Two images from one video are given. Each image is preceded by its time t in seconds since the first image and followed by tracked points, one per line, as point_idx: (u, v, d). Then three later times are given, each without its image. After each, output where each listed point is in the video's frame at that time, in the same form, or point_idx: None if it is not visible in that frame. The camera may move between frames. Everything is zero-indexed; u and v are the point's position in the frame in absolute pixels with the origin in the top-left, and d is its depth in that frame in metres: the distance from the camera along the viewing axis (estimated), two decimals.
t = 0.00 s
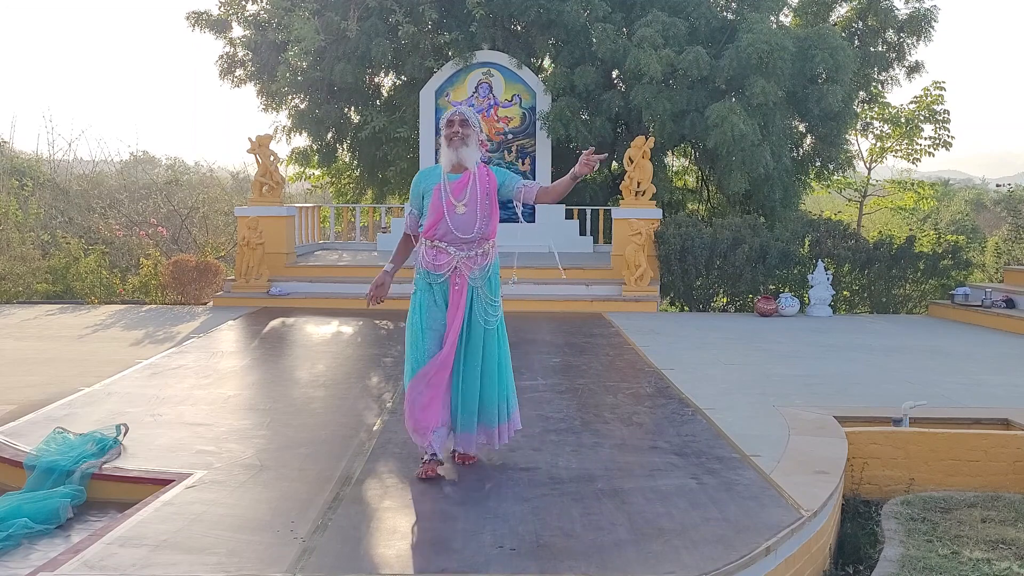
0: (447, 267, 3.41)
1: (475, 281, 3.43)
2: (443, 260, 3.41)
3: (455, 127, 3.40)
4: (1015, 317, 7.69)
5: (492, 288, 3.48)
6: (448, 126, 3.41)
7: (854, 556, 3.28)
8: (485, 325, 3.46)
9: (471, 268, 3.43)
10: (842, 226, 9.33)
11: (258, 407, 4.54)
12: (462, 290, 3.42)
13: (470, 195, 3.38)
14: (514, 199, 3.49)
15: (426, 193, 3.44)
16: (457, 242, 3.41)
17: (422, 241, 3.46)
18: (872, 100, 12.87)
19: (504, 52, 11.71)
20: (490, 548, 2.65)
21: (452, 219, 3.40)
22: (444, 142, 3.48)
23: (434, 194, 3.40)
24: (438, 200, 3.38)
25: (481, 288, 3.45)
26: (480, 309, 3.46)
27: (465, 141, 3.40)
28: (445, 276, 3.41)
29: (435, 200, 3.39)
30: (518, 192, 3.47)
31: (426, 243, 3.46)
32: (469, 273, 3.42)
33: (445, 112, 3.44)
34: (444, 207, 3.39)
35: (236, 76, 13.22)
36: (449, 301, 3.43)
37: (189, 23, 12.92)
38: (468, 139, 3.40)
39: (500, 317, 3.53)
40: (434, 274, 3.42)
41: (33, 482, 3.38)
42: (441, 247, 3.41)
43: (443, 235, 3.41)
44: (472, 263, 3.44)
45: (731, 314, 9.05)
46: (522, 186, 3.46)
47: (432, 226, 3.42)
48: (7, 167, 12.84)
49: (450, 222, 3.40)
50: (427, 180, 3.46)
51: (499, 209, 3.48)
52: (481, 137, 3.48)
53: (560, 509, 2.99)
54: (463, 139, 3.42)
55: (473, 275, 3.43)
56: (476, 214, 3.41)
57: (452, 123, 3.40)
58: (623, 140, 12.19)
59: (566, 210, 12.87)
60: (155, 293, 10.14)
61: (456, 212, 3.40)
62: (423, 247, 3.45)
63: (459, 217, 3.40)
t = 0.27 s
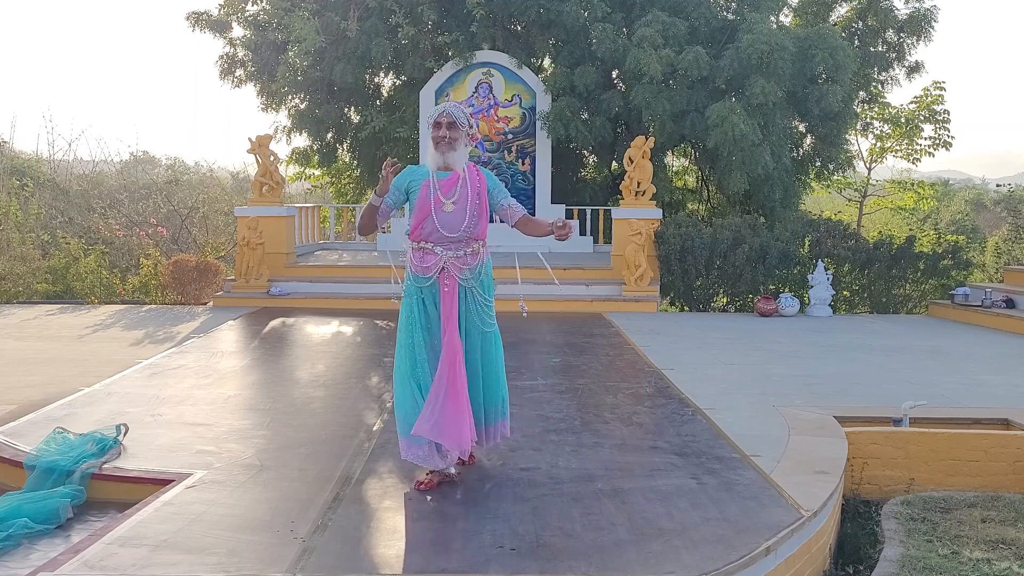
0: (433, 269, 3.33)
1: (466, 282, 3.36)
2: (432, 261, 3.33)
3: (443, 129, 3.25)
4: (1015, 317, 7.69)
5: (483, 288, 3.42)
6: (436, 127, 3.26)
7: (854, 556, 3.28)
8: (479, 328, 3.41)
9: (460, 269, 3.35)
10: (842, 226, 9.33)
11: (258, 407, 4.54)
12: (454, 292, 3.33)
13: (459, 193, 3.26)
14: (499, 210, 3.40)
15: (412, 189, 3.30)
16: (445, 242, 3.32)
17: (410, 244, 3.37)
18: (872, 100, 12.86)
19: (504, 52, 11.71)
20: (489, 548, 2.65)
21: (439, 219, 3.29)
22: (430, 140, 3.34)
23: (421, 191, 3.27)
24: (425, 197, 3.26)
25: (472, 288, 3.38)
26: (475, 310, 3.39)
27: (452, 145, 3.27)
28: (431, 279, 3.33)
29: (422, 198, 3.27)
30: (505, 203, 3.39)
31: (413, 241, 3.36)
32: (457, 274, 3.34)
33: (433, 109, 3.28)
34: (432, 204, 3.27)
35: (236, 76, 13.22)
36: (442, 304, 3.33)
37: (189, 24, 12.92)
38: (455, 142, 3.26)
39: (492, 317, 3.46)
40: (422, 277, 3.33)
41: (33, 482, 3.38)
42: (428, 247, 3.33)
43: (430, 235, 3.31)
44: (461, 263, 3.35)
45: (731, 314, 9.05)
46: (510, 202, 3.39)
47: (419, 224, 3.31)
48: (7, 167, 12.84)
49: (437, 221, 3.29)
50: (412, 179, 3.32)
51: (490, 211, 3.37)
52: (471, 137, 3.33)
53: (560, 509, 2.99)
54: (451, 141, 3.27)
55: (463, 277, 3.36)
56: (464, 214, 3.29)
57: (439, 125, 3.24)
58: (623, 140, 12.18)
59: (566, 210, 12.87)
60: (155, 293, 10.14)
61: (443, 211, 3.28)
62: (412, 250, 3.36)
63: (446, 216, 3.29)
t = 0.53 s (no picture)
0: (425, 271, 3.18)
1: (460, 282, 3.22)
2: (423, 263, 3.18)
3: (433, 128, 3.11)
4: (1015, 317, 7.69)
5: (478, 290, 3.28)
6: (426, 128, 3.12)
7: (854, 556, 3.28)
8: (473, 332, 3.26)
9: (453, 270, 3.20)
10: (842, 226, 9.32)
11: (258, 408, 4.54)
12: (449, 295, 3.20)
13: (453, 195, 3.13)
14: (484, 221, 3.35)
15: (404, 189, 3.13)
16: (438, 244, 3.17)
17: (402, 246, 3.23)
18: (872, 100, 12.86)
19: (505, 52, 11.71)
20: (490, 548, 2.65)
21: (432, 220, 3.14)
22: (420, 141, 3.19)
23: (415, 192, 3.11)
24: (419, 199, 3.10)
25: (467, 289, 3.24)
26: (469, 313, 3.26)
27: (444, 145, 3.12)
28: (425, 281, 3.19)
29: (414, 199, 3.12)
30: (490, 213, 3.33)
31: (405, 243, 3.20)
32: (450, 276, 3.20)
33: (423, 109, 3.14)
34: (426, 206, 3.12)
35: (236, 76, 13.21)
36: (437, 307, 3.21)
37: (189, 24, 12.92)
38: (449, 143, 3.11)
39: (490, 320, 3.33)
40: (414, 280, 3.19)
41: (33, 482, 3.38)
42: (420, 249, 3.17)
43: (422, 237, 3.16)
44: (454, 266, 3.21)
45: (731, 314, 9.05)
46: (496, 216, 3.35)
47: (411, 226, 3.16)
48: (7, 167, 12.83)
49: (429, 223, 3.15)
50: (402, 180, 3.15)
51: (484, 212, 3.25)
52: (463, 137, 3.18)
53: (560, 509, 2.99)
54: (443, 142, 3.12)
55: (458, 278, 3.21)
56: (458, 216, 3.17)
57: (429, 125, 3.11)
58: (623, 140, 12.18)
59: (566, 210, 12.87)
60: (155, 293, 10.14)
61: (436, 212, 3.14)
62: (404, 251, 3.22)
63: (440, 218, 3.15)
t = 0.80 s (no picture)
0: (422, 277, 2.99)
1: (458, 289, 3.00)
2: (420, 268, 3.00)
3: (430, 126, 2.94)
4: (1015, 317, 7.68)
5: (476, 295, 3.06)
6: (422, 126, 2.95)
7: (854, 556, 3.28)
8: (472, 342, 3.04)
9: (451, 276, 2.99)
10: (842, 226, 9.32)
11: (258, 408, 4.54)
12: (446, 302, 2.98)
13: (453, 197, 2.95)
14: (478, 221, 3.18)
15: (402, 190, 2.95)
16: (436, 248, 2.98)
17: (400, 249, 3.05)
18: (872, 100, 12.86)
19: (505, 52, 11.71)
20: (490, 548, 2.65)
21: (431, 223, 2.95)
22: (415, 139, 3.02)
23: (412, 195, 2.93)
24: (417, 201, 2.92)
25: (466, 296, 3.02)
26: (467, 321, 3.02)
27: (441, 143, 2.95)
28: (422, 286, 3.00)
29: (413, 203, 2.93)
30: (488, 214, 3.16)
31: (402, 246, 3.03)
32: (447, 281, 2.99)
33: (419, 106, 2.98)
34: (423, 209, 2.94)
35: (236, 76, 13.21)
36: (433, 315, 3.00)
37: (189, 24, 12.92)
38: (446, 141, 2.95)
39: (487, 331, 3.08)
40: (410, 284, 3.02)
41: (33, 482, 3.38)
42: (418, 254, 2.99)
43: (420, 241, 2.98)
44: (452, 271, 3.00)
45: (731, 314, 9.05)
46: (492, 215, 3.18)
47: (408, 230, 2.98)
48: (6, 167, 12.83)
49: (428, 225, 2.96)
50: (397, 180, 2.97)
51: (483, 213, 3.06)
52: (461, 136, 3.01)
53: (560, 509, 2.99)
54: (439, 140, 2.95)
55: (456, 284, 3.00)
56: (457, 220, 2.97)
57: (425, 122, 2.94)
58: (623, 140, 12.17)
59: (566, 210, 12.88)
60: (155, 293, 10.14)
61: (435, 215, 2.95)
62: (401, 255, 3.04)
63: (438, 221, 2.96)
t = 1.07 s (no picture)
0: (428, 278, 2.88)
1: (464, 291, 2.89)
2: (425, 268, 2.88)
3: (434, 119, 2.83)
4: (1015, 317, 7.68)
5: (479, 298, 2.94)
6: (427, 118, 2.85)
7: (854, 556, 3.28)
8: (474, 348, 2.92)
9: (457, 278, 2.88)
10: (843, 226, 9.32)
11: (258, 408, 4.54)
12: (450, 305, 2.88)
13: (461, 192, 2.84)
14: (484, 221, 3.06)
15: (407, 185, 2.84)
16: (443, 248, 2.87)
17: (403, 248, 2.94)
18: (872, 100, 12.86)
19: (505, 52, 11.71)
20: (490, 548, 2.65)
21: (438, 220, 2.84)
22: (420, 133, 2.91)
23: (418, 191, 2.82)
24: (424, 197, 2.81)
25: (470, 299, 2.91)
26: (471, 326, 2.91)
27: (446, 136, 2.84)
28: (426, 288, 2.89)
29: (419, 198, 2.82)
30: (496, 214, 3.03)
31: (406, 246, 2.91)
32: (453, 283, 2.88)
33: (424, 99, 2.87)
34: (430, 205, 2.82)
35: (236, 76, 13.21)
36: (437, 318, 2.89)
37: (189, 24, 12.92)
38: (451, 133, 2.84)
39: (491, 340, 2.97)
40: (413, 285, 2.91)
41: (33, 482, 3.38)
42: (423, 253, 2.88)
43: (426, 239, 2.87)
44: (457, 273, 2.89)
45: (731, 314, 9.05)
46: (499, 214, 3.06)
47: (413, 227, 2.86)
48: (7, 167, 12.83)
49: (434, 223, 2.84)
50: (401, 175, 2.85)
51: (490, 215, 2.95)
52: (468, 129, 2.90)
53: (560, 509, 2.99)
54: (444, 133, 2.85)
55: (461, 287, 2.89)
56: (465, 217, 2.86)
57: (430, 115, 2.83)
58: (623, 140, 12.17)
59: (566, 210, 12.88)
60: (155, 293, 10.14)
61: (442, 212, 2.83)
62: (404, 254, 2.93)
63: (446, 218, 2.84)
